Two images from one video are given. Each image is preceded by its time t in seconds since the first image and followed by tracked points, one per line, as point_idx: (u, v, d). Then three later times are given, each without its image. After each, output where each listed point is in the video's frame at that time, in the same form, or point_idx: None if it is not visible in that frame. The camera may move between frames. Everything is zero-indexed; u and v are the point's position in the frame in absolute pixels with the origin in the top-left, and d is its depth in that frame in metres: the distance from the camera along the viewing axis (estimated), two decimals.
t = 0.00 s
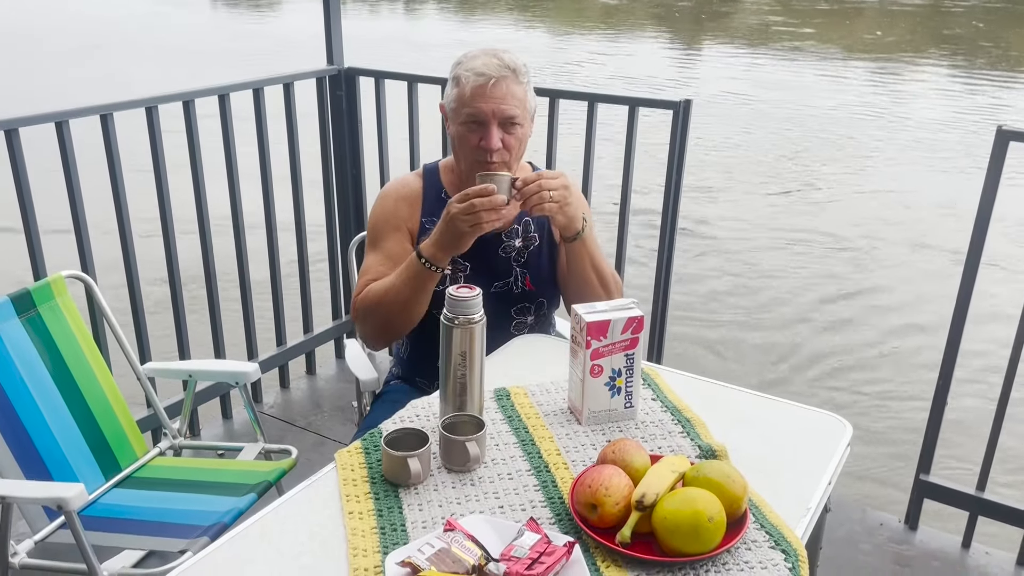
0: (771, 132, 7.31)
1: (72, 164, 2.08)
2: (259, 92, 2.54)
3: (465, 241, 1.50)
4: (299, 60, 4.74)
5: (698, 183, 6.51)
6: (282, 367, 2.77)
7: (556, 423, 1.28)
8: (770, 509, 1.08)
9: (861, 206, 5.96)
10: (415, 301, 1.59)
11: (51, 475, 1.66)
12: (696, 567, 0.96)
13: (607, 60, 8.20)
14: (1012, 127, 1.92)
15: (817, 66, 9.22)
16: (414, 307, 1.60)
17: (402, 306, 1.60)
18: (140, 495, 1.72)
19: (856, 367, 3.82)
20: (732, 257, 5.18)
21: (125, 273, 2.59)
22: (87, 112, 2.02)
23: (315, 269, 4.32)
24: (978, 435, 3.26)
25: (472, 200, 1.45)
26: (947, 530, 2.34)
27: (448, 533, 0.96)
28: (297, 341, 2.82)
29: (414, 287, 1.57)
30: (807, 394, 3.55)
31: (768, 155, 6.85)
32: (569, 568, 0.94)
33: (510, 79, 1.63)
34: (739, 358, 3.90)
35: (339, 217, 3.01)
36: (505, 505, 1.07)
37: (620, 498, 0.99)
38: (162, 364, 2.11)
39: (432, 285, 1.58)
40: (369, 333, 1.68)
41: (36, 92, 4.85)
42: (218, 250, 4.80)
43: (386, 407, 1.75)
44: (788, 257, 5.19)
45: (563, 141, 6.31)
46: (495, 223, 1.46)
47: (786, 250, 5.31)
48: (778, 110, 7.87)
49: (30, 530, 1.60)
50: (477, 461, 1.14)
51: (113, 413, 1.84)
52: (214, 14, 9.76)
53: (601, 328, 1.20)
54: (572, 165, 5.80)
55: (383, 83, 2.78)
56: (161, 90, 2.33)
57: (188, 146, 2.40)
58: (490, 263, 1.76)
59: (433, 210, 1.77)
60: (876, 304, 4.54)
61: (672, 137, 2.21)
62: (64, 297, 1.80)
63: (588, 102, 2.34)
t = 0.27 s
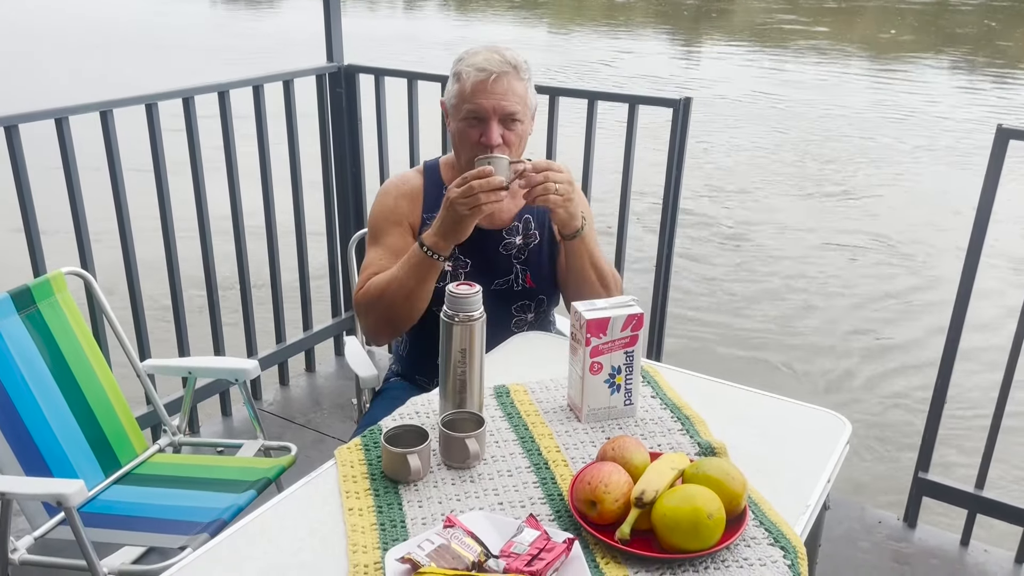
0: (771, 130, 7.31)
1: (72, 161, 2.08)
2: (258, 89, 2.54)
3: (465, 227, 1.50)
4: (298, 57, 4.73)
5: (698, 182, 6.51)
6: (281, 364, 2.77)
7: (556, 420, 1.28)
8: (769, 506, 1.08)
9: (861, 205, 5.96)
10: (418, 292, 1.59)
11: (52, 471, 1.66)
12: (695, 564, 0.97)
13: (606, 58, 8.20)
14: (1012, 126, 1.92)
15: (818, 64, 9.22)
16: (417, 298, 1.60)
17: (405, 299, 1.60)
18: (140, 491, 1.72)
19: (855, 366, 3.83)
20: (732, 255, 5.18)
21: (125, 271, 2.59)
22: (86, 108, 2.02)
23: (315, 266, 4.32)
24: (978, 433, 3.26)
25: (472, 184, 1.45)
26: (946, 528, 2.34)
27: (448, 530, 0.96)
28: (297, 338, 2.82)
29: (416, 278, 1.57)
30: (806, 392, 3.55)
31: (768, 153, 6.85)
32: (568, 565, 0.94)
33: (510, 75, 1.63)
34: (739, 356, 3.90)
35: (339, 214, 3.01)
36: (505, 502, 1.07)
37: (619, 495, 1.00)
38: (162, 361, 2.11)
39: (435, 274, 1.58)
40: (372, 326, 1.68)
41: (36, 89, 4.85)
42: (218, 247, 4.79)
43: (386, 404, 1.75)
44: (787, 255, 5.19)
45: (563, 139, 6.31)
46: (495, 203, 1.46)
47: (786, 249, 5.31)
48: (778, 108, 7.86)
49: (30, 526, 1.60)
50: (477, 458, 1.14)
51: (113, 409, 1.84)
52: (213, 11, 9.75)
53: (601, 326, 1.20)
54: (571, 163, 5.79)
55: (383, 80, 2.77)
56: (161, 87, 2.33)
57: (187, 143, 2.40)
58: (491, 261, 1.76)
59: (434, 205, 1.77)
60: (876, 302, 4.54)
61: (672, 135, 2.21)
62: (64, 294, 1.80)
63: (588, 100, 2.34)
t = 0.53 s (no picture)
0: (772, 129, 7.30)
1: (72, 160, 2.08)
2: (258, 88, 2.54)
3: (465, 222, 1.49)
4: (298, 56, 4.73)
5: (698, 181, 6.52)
6: (281, 363, 2.78)
7: (555, 420, 1.28)
8: (768, 506, 1.09)
9: (860, 205, 5.96)
10: (419, 289, 1.59)
11: (51, 470, 1.66)
12: (693, 564, 0.97)
13: (606, 57, 8.20)
14: (1011, 126, 1.92)
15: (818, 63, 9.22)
16: (419, 295, 1.60)
17: (406, 296, 1.60)
18: (139, 490, 1.72)
19: (854, 366, 3.83)
20: (732, 255, 5.19)
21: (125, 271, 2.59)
22: (87, 108, 2.02)
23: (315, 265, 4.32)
24: (976, 433, 3.26)
25: (471, 177, 1.44)
26: (944, 528, 2.35)
27: (446, 529, 0.96)
28: (297, 338, 2.82)
29: (418, 275, 1.57)
30: (805, 392, 3.56)
31: (767, 153, 6.85)
32: (567, 565, 0.94)
33: (509, 74, 1.64)
34: (738, 356, 3.90)
35: (339, 214, 3.01)
36: (504, 502, 1.07)
37: (618, 495, 1.00)
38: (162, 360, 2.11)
39: (436, 270, 1.58)
40: (374, 324, 1.68)
41: (35, 87, 4.85)
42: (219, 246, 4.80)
43: (386, 403, 1.76)
44: (787, 255, 5.19)
45: (563, 138, 6.31)
46: (494, 197, 1.44)
47: (785, 249, 5.31)
48: (778, 107, 7.86)
49: (30, 525, 1.60)
50: (476, 457, 1.14)
51: (113, 409, 1.84)
52: (213, 10, 9.76)
53: (600, 326, 1.21)
54: (571, 162, 5.79)
55: (383, 80, 2.77)
56: (162, 87, 2.33)
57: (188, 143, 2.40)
58: (492, 261, 1.76)
59: (434, 204, 1.77)
60: (876, 302, 4.54)
61: (672, 135, 2.21)
62: (63, 293, 1.80)
63: (588, 99, 2.34)
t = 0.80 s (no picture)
0: (771, 129, 7.31)
1: (72, 160, 2.08)
2: (257, 88, 2.54)
3: (466, 220, 1.49)
4: (297, 55, 4.73)
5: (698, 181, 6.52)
6: (280, 362, 2.78)
7: (554, 420, 1.28)
8: (766, 506, 1.08)
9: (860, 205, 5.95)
10: (420, 287, 1.59)
11: (50, 469, 1.66)
12: (692, 564, 0.97)
13: (605, 57, 8.20)
14: (1010, 127, 1.92)
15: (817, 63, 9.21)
16: (420, 294, 1.60)
17: (407, 295, 1.60)
18: (138, 489, 1.72)
19: (853, 366, 3.83)
20: (731, 254, 5.19)
21: (124, 270, 2.59)
22: (86, 107, 2.02)
23: (315, 266, 4.32)
24: (975, 433, 3.26)
25: (470, 173, 1.44)
26: (943, 527, 2.35)
27: (445, 529, 0.96)
28: (296, 337, 2.83)
29: (419, 273, 1.57)
30: (804, 392, 3.56)
31: (767, 152, 6.85)
32: (566, 564, 0.94)
33: (509, 74, 1.64)
34: (737, 355, 3.90)
35: (338, 213, 3.01)
36: (502, 501, 1.07)
37: (617, 494, 1.00)
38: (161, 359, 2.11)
39: (437, 269, 1.58)
40: (375, 323, 1.68)
41: (35, 85, 4.85)
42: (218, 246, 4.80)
43: (385, 403, 1.76)
44: (786, 255, 5.19)
45: (563, 138, 6.31)
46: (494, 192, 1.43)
47: (784, 249, 5.31)
48: (778, 107, 7.87)
49: (28, 524, 1.60)
50: (475, 456, 1.14)
51: (112, 408, 1.84)
52: (213, 9, 9.76)
53: (599, 325, 1.20)
54: (571, 161, 5.80)
55: (382, 79, 2.77)
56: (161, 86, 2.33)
57: (188, 142, 2.40)
58: (493, 261, 1.76)
59: (434, 204, 1.77)
60: (875, 302, 4.54)
61: (672, 135, 2.21)
62: (63, 292, 1.80)
63: (588, 99, 2.34)
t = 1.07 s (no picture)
0: (771, 129, 7.30)
1: (71, 160, 2.08)
2: (257, 87, 2.53)
3: (467, 220, 1.49)
4: (297, 55, 4.73)
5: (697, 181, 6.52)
6: (280, 362, 2.78)
7: (554, 420, 1.28)
8: (766, 507, 1.08)
9: (860, 205, 5.96)
10: (421, 287, 1.59)
11: (49, 469, 1.66)
12: (692, 566, 0.97)
13: (605, 57, 8.20)
14: (1010, 127, 1.92)
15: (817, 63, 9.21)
16: (421, 294, 1.60)
17: (408, 295, 1.60)
18: (137, 490, 1.72)
19: (853, 366, 3.83)
20: (731, 255, 5.19)
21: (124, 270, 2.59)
22: (86, 107, 2.01)
23: (314, 265, 4.32)
24: (975, 433, 3.26)
25: (470, 172, 1.44)
26: (942, 528, 2.35)
27: (444, 530, 0.96)
28: (296, 337, 2.83)
29: (420, 273, 1.57)
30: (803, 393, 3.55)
31: (766, 153, 6.85)
32: (566, 565, 0.94)
33: (510, 76, 1.64)
34: (737, 356, 3.90)
35: (338, 213, 3.01)
36: (502, 502, 1.07)
37: (616, 496, 1.00)
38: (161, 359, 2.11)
39: (438, 268, 1.58)
40: (375, 323, 1.68)
41: (34, 86, 4.84)
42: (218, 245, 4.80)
43: (385, 403, 1.76)
44: (787, 256, 5.19)
45: (563, 138, 6.31)
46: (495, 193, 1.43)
47: (784, 249, 5.31)
48: (778, 106, 7.86)
49: (27, 525, 1.60)
50: (474, 457, 1.14)
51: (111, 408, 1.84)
52: (213, 9, 9.75)
53: (598, 326, 1.20)
54: (571, 162, 5.79)
55: (382, 79, 2.77)
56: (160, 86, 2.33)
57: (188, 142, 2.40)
58: (493, 261, 1.76)
59: (435, 204, 1.77)
60: (875, 303, 4.54)
61: (672, 136, 2.21)
62: (62, 292, 1.79)
63: (587, 99, 2.34)
